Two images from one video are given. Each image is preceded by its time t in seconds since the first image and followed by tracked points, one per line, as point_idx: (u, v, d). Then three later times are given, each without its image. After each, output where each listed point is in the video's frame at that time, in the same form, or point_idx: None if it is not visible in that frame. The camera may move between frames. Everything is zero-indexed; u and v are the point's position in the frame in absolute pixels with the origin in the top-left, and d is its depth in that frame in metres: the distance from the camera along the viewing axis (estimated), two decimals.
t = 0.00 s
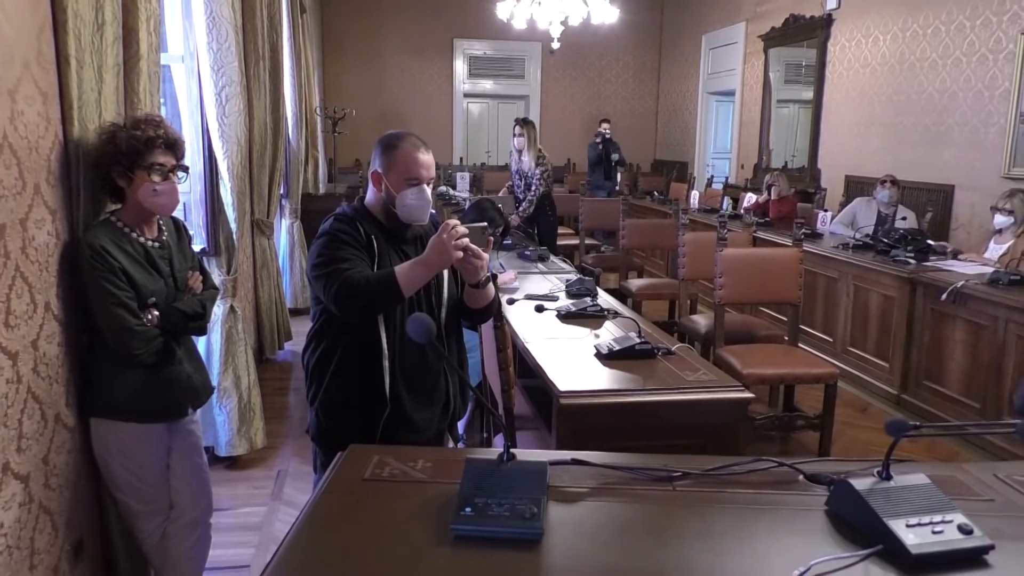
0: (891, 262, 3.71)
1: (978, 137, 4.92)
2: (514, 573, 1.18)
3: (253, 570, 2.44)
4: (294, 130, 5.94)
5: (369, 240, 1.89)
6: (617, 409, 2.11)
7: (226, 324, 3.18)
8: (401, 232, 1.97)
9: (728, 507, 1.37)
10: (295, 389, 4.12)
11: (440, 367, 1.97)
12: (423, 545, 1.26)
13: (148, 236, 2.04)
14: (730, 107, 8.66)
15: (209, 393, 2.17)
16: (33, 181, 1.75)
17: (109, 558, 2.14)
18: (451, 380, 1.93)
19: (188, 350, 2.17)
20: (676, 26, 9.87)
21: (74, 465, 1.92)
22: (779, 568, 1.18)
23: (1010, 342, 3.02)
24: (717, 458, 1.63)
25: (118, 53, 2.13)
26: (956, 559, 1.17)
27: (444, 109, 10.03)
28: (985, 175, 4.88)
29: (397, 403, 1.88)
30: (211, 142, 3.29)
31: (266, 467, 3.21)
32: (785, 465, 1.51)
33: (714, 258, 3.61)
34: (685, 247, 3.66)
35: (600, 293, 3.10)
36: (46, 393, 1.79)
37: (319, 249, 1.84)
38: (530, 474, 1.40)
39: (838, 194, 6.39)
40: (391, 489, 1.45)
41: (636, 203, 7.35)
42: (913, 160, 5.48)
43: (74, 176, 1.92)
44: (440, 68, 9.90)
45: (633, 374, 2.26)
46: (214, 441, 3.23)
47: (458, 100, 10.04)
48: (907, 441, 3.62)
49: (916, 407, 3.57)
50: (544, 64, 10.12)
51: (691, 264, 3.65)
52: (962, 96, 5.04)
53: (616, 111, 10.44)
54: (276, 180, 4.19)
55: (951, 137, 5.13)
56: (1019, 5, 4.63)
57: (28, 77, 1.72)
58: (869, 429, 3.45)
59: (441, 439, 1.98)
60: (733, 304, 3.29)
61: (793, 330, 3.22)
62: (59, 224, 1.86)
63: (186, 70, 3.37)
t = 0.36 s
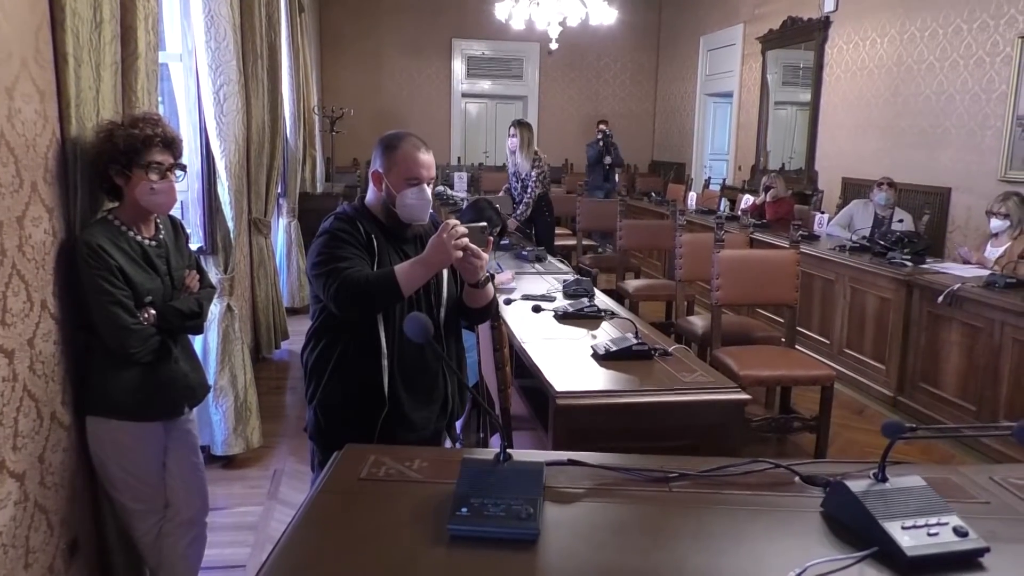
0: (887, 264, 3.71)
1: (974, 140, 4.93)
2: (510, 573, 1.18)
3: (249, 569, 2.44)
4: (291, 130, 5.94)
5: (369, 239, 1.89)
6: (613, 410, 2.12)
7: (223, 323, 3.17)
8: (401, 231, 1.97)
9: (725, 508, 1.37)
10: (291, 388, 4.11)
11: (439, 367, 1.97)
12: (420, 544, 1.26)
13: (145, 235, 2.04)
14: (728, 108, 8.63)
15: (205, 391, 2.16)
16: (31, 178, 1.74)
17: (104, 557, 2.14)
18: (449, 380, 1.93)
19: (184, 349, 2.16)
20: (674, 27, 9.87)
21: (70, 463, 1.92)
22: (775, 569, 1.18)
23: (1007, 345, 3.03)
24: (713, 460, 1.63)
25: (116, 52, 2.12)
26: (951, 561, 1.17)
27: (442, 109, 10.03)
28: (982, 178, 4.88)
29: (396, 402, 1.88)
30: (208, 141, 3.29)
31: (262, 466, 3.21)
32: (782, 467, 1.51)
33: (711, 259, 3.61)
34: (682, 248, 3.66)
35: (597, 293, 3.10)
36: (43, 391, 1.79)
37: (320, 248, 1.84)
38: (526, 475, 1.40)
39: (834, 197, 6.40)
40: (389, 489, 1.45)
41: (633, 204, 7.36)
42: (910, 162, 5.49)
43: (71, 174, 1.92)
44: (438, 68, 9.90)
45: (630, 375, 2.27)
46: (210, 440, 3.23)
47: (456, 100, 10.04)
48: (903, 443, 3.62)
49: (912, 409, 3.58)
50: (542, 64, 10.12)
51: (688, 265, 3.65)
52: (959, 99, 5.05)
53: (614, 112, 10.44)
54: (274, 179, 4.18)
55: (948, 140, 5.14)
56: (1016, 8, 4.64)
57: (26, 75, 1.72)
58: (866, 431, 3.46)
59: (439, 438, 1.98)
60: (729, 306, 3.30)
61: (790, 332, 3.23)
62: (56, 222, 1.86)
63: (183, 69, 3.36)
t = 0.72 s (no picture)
0: (884, 268, 3.72)
1: (971, 143, 4.94)
2: None
3: (245, 571, 2.43)
4: (289, 130, 5.94)
5: (369, 240, 1.90)
6: (610, 412, 2.12)
7: (220, 324, 3.16)
8: (401, 232, 1.97)
9: (722, 510, 1.37)
10: (288, 389, 4.11)
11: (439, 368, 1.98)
12: (416, 546, 1.26)
13: (143, 236, 2.04)
14: (726, 112, 8.74)
15: (202, 392, 2.16)
16: (27, 179, 1.74)
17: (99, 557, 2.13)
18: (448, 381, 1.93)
19: (181, 350, 2.16)
20: (672, 30, 9.88)
21: (65, 463, 1.91)
22: (772, 572, 1.18)
23: (1003, 348, 3.03)
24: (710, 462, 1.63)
25: (114, 52, 2.12)
26: (947, 564, 1.17)
27: (440, 111, 10.03)
28: (979, 182, 4.89)
29: (395, 403, 1.88)
30: (207, 142, 3.28)
31: (258, 468, 3.20)
32: (778, 470, 1.50)
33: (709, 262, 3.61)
34: (680, 251, 3.66)
35: (595, 295, 3.10)
36: (39, 393, 1.78)
37: (320, 248, 1.84)
38: (523, 477, 1.40)
39: (832, 200, 6.41)
40: (386, 490, 1.45)
41: (631, 206, 7.36)
42: (906, 166, 5.50)
43: (68, 175, 1.92)
44: (436, 69, 9.90)
45: (628, 377, 2.27)
46: (207, 441, 3.22)
47: (454, 102, 10.03)
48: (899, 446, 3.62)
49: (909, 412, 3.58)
50: (540, 67, 10.13)
51: (685, 268, 3.66)
52: (956, 103, 5.07)
53: (612, 114, 10.45)
54: (271, 181, 4.18)
55: (945, 144, 5.15)
56: (1013, 13, 4.65)
57: (23, 75, 1.72)
58: (863, 434, 3.46)
59: (438, 439, 1.98)
60: (726, 308, 3.30)
61: (787, 335, 3.23)
62: (53, 222, 1.85)
63: (181, 69, 3.36)
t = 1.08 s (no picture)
0: (873, 272, 3.74)
1: (961, 149, 4.97)
2: None
3: (232, 572, 2.43)
4: (282, 130, 5.93)
5: (361, 240, 1.90)
6: (599, 414, 2.12)
7: (210, 324, 3.16)
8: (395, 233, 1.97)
9: (707, 512, 1.38)
10: (278, 390, 4.10)
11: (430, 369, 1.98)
12: (403, 547, 1.26)
13: (132, 235, 2.03)
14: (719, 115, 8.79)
15: (190, 393, 2.15)
16: (16, 176, 1.74)
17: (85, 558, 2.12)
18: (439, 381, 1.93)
19: (170, 350, 2.15)
20: (666, 34, 9.91)
21: (52, 463, 1.91)
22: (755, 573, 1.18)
23: (990, 352, 3.05)
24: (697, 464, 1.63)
25: (106, 50, 2.12)
26: (929, 565, 1.18)
27: (433, 112, 10.04)
28: (968, 188, 4.92)
29: (385, 403, 1.88)
30: (198, 141, 3.27)
31: (247, 469, 3.20)
32: (764, 472, 1.51)
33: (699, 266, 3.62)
34: (671, 253, 3.67)
35: (586, 297, 3.11)
36: (25, 392, 1.78)
37: (313, 248, 1.85)
38: (510, 478, 1.40)
39: (822, 204, 6.44)
40: (373, 491, 1.45)
41: (623, 209, 7.38)
42: (897, 172, 5.53)
43: (59, 174, 1.92)
44: (430, 71, 9.90)
45: (617, 380, 2.27)
46: (195, 441, 3.21)
47: (448, 104, 10.05)
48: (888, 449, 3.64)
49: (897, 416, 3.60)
50: (534, 69, 10.15)
51: (676, 270, 3.66)
52: (946, 109, 5.09)
53: (605, 117, 10.47)
54: (263, 180, 4.16)
55: (935, 150, 5.18)
56: (1003, 21, 4.68)
57: (14, 72, 1.72)
58: (851, 437, 3.48)
59: (428, 440, 1.98)
60: (717, 312, 3.31)
61: (777, 338, 3.24)
62: (41, 220, 1.85)
63: (174, 68, 3.36)
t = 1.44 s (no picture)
0: (791, 270, 3.87)
1: (873, 153, 5.18)
2: (403, 570, 1.18)
3: None
4: (205, 123, 5.79)
5: (284, 235, 1.88)
6: (520, 409, 2.14)
7: (125, 322, 3.07)
8: (319, 228, 1.94)
9: (617, 502, 1.41)
10: (197, 389, 3.99)
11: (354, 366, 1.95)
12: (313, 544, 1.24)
13: (38, 228, 1.95)
14: (648, 117, 8.96)
15: (102, 393, 2.08)
16: None
17: None
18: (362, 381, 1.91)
19: (80, 349, 2.08)
20: (597, 35, 10.04)
21: None
22: (660, 559, 1.22)
23: (897, 347, 3.20)
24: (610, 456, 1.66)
25: (9, 34, 2.04)
26: (822, 548, 1.24)
27: (365, 108, 9.94)
28: (880, 190, 5.14)
29: (307, 400, 1.86)
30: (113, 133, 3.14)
31: (164, 470, 3.11)
32: (674, 462, 1.55)
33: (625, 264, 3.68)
34: (597, 251, 3.73)
35: (512, 295, 3.13)
36: None
37: (234, 242, 1.82)
38: (424, 473, 1.40)
39: (745, 205, 6.63)
40: (285, 488, 1.43)
41: (553, 208, 7.45)
42: (815, 174, 5.74)
43: None
44: (361, 66, 9.80)
45: (539, 375, 2.30)
46: (108, 444, 3.10)
47: (379, 99, 9.97)
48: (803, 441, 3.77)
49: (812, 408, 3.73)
50: (467, 66, 10.14)
51: (602, 268, 3.72)
52: (861, 114, 5.31)
53: (538, 116, 10.54)
54: (185, 174, 3.98)
55: (850, 153, 5.39)
56: (913, 31, 4.90)
57: None
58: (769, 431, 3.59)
59: (351, 438, 1.95)
60: (642, 308, 3.37)
61: (699, 334, 3.33)
62: None
63: (86, 56, 3.23)
